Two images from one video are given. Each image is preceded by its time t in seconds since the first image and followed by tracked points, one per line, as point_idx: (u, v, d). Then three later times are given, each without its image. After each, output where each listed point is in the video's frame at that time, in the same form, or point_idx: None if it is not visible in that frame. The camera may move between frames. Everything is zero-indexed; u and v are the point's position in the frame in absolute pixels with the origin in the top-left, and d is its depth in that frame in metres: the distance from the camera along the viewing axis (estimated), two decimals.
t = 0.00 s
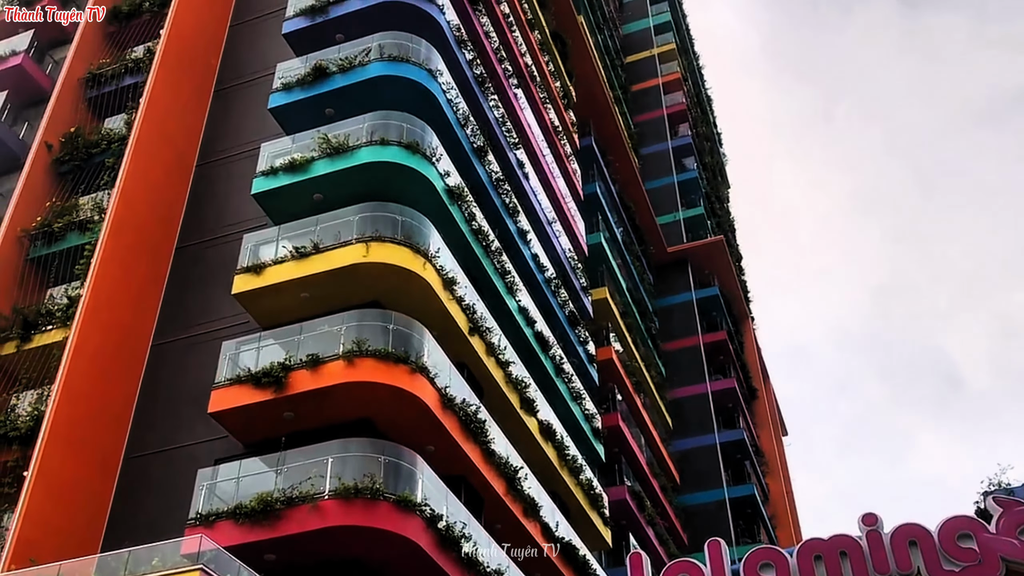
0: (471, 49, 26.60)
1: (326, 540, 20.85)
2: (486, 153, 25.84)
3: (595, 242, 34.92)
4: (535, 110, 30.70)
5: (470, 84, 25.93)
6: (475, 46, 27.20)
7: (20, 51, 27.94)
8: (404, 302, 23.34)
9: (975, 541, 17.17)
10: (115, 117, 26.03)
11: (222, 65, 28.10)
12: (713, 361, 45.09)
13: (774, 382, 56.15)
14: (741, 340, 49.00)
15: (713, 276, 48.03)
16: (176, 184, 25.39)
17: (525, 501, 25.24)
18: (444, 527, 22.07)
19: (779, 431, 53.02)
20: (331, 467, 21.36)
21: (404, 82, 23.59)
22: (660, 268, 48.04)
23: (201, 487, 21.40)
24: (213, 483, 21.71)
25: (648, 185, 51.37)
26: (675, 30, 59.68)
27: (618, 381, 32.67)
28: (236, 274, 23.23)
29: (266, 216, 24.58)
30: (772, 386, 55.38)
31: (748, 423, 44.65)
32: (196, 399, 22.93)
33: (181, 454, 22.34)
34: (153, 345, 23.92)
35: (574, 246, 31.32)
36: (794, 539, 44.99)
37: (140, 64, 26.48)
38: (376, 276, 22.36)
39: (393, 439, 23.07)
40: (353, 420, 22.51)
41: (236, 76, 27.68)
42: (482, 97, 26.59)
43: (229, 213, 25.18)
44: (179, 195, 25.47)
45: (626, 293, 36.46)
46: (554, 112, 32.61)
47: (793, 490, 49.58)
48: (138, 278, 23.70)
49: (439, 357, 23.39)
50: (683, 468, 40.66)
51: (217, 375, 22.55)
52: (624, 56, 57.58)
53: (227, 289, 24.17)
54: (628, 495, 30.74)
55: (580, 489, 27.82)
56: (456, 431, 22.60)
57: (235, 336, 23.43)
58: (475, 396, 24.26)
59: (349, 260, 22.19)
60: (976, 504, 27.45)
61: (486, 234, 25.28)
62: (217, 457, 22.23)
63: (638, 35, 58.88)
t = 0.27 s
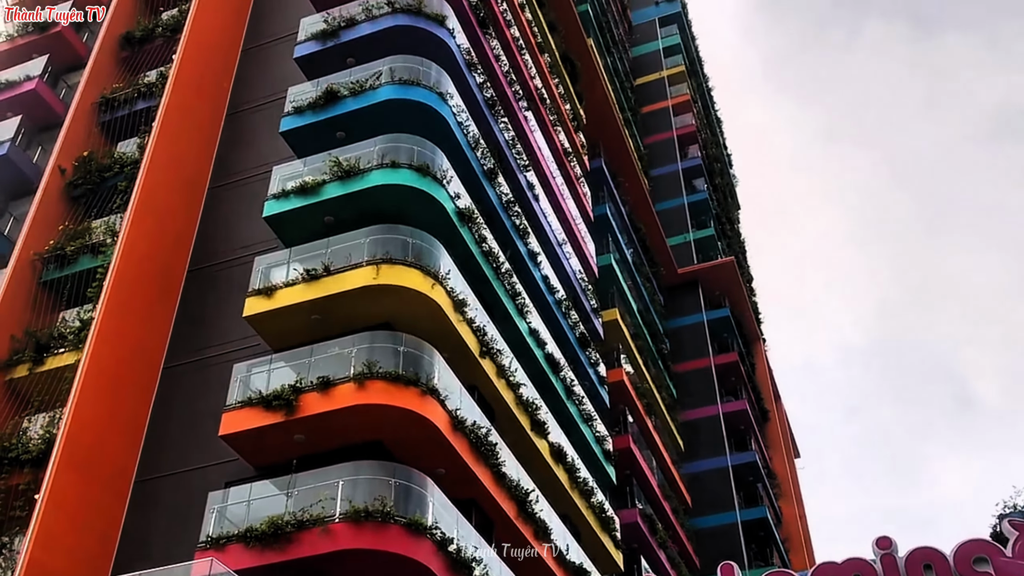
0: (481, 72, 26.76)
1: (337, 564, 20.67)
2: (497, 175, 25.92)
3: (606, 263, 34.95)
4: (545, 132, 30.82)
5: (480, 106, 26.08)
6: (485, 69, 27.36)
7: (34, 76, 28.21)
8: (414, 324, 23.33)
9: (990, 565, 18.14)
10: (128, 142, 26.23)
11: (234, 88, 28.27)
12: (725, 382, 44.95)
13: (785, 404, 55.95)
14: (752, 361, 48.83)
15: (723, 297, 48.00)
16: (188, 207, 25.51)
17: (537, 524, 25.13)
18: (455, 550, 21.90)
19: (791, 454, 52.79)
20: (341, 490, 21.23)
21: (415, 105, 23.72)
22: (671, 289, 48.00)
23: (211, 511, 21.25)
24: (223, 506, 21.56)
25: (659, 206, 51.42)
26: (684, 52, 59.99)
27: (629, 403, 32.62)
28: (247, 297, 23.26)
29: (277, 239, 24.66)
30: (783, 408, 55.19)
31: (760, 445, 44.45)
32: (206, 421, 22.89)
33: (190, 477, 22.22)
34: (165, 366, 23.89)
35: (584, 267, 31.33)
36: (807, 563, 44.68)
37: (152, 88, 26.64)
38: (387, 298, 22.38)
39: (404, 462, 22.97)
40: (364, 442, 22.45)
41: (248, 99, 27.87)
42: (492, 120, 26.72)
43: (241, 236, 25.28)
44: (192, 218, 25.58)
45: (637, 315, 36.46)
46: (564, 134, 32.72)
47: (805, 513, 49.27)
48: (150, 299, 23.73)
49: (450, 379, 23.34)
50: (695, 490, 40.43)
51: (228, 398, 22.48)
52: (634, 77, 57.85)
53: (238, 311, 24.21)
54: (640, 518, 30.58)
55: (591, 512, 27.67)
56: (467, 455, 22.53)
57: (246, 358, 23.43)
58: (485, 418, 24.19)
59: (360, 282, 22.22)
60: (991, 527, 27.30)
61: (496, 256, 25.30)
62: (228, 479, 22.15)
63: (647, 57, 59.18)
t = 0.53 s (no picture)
0: (491, 94, 26.91)
1: None
2: (506, 196, 25.98)
3: (615, 283, 34.96)
4: (554, 153, 30.94)
5: (490, 128, 26.20)
6: (495, 92, 27.51)
7: (47, 100, 28.48)
8: (424, 346, 23.32)
9: None
10: (139, 164, 26.38)
11: (245, 111, 28.44)
12: (735, 404, 44.75)
13: (796, 426, 55.68)
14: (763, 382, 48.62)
15: (733, 318, 47.95)
16: (199, 229, 25.62)
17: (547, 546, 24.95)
18: (465, 573, 21.66)
19: (802, 476, 52.47)
20: (351, 512, 21.06)
21: (424, 127, 23.84)
22: (681, 310, 47.99)
23: (221, 533, 21.06)
24: (233, 529, 21.36)
25: (668, 227, 51.42)
26: (692, 74, 60.25)
27: (639, 425, 32.55)
28: (258, 319, 23.27)
29: (288, 261, 24.73)
30: (794, 429, 54.94)
31: (771, 467, 44.18)
32: (215, 443, 22.80)
33: (199, 499, 22.08)
34: (176, 388, 23.85)
35: (594, 288, 31.32)
36: None
37: (164, 111, 26.88)
38: (396, 320, 22.37)
39: (414, 485, 22.85)
40: (374, 464, 22.36)
41: (259, 122, 28.05)
42: (502, 141, 26.83)
43: (251, 258, 25.36)
44: (202, 240, 25.68)
45: (647, 336, 36.44)
46: (573, 155, 32.81)
47: (817, 535, 48.87)
48: (160, 321, 23.76)
49: (459, 401, 23.27)
50: (706, 513, 40.16)
51: (238, 420, 22.40)
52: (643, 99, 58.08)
53: (249, 334, 24.22)
54: (651, 540, 30.35)
55: (602, 534, 27.48)
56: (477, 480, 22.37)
57: (256, 380, 23.40)
58: (495, 440, 24.09)
59: (370, 303, 22.23)
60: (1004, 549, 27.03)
61: (506, 277, 25.29)
62: (238, 501, 22.05)
63: (656, 78, 59.43)
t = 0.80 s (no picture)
0: (499, 116, 27.03)
1: None
2: (514, 217, 26.03)
3: (624, 304, 34.96)
4: (562, 174, 31.01)
5: (498, 150, 26.30)
6: (503, 113, 27.64)
7: (58, 122, 28.71)
8: (433, 367, 23.30)
9: None
10: (150, 186, 26.54)
11: (255, 133, 28.61)
12: (745, 425, 44.55)
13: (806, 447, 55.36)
14: (773, 402, 48.41)
15: (742, 338, 47.86)
16: (209, 251, 25.72)
17: (556, 568, 24.79)
18: None
19: (813, 497, 52.12)
20: (360, 534, 20.86)
21: (433, 149, 23.95)
22: (689, 330, 47.95)
23: (229, 555, 20.96)
24: (242, 551, 21.24)
25: (676, 247, 51.37)
26: (700, 94, 60.45)
27: (648, 446, 32.42)
28: (266, 340, 23.27)
29: (297, 282, 24.79)
30: (805, 450, 54.62)
31: (781, 488, 43.89)
32: (224, 465, 22.79)
33: (207, 522, 22.03)
34: (184, 409, 23.91)
35: (602, 308, 31.29)
36: None
37: (175, 134, 27.11)
38: (405, 341, 22.36)
39: (422, 507, 22.77)
40: (382, 486, 22.29)
41: (268, 144, 28.22)
42: (510, 163, 26.92)
43: (261, 279, 25.45)
44: (212, 262, 25.80)
45: (656, 356, 36.36)
46: (581, 176, 32.88)
47: (829, 558, 48.47)
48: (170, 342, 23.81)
49: (468, 422, 23.20)
50: (716, 535, 39.88)
51: (246, 441, 22.33)
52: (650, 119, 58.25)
53: (258, 355, 24.26)
54: (661, 562, 30.15)
55: (611, 556, 27.30)
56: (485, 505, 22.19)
57: (264, 402, 23.41)
58: (504, 461, 24.01)
59: (379, 324, 22.23)
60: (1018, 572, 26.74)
61: (514, 297, 25.29)
62: (245, 524, 22.00)
63: (664, 99, 59.64)
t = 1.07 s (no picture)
0: (506, 136, 27.17)
1: None
2: (522, 237, 26.10)
3: (631, 324, 34.97)
4: (570, 195, 31.12)
5: (506, 171, 26.41)
6: (511, 134, 27.78)
7: (69, 144, 28.95)
8: (440, 387, 23.29)
9: None
10: (160, 207, 26.61)
11: (264, 155, 28.82)
12: (753, 446, 44.34)
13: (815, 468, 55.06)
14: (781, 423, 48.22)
15: (750, 359, 47.75)
16: (218, 272, 25.87)
17: None
18: None
19: (822, 519, 51.79)
20: (367, 555, 20.58)
21: (442, 169, 24.08)
22: (696, 350, 47.87)
23: None
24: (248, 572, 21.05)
25: (684, 267, 51.38)
26: (707, 115, 60.71)
27: (656, 467, 32.30)
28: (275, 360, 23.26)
29: (305, 302, 24.85)
30: (813, 472, 54.31)
31: (790, 510, 43.60)
32: (231, 485, 22.75)
33: (214, 543, 21.95)
34: (193, 429, 23.92)
35: (610, 328, 31.28)
36: None
37: (185, 155, 27.29)
38: (413, 361, 22.35)
39: (429, 528, 22.68)
40: (389, 506, 22.22)
41: (278, 165, 28.41)
42: (517, 183, 27.03)
43: (270, 299, 25.51)
44: (221, 282, 25.90)
45: (663, 376, 36.30)
46: (588, 197, 32.98)
47: None
48: (178, 362, 23.86)
49: (475, 443, 23.13)
50: (725, 557, 39.58)
51: (254, 461, 22.29)
52: (657, 140, 58.47)
53: (266, 376, 24.28)
54: None
55: None
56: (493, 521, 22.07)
57: (272, 422, 23.41)
58: (511, 482, 23.92)
59: (386, 343, 22.24)
60: None
61: (521, 317, 25.28)
62: (252, 544, 21.86)
63: (671, 120, 59.89)
